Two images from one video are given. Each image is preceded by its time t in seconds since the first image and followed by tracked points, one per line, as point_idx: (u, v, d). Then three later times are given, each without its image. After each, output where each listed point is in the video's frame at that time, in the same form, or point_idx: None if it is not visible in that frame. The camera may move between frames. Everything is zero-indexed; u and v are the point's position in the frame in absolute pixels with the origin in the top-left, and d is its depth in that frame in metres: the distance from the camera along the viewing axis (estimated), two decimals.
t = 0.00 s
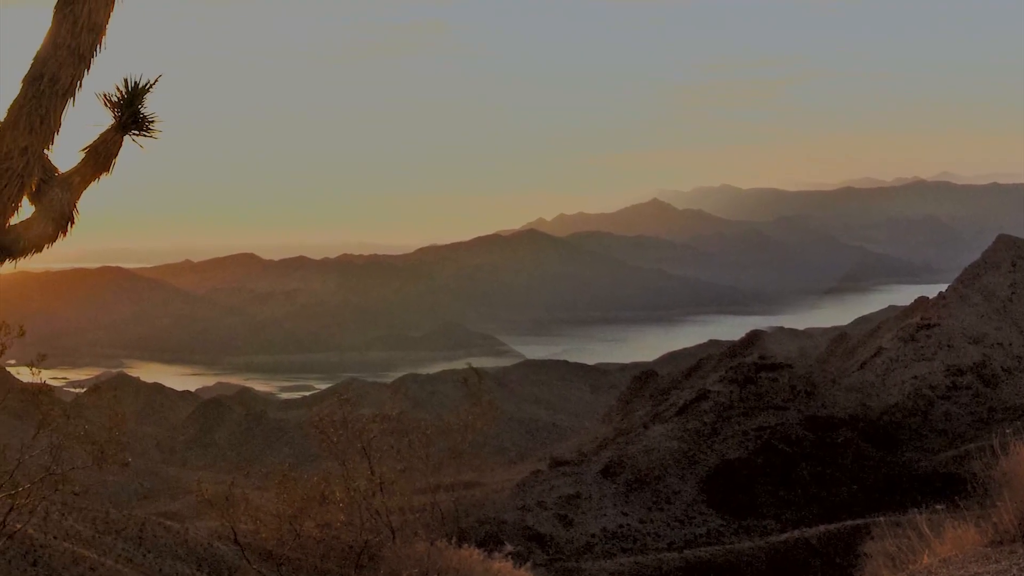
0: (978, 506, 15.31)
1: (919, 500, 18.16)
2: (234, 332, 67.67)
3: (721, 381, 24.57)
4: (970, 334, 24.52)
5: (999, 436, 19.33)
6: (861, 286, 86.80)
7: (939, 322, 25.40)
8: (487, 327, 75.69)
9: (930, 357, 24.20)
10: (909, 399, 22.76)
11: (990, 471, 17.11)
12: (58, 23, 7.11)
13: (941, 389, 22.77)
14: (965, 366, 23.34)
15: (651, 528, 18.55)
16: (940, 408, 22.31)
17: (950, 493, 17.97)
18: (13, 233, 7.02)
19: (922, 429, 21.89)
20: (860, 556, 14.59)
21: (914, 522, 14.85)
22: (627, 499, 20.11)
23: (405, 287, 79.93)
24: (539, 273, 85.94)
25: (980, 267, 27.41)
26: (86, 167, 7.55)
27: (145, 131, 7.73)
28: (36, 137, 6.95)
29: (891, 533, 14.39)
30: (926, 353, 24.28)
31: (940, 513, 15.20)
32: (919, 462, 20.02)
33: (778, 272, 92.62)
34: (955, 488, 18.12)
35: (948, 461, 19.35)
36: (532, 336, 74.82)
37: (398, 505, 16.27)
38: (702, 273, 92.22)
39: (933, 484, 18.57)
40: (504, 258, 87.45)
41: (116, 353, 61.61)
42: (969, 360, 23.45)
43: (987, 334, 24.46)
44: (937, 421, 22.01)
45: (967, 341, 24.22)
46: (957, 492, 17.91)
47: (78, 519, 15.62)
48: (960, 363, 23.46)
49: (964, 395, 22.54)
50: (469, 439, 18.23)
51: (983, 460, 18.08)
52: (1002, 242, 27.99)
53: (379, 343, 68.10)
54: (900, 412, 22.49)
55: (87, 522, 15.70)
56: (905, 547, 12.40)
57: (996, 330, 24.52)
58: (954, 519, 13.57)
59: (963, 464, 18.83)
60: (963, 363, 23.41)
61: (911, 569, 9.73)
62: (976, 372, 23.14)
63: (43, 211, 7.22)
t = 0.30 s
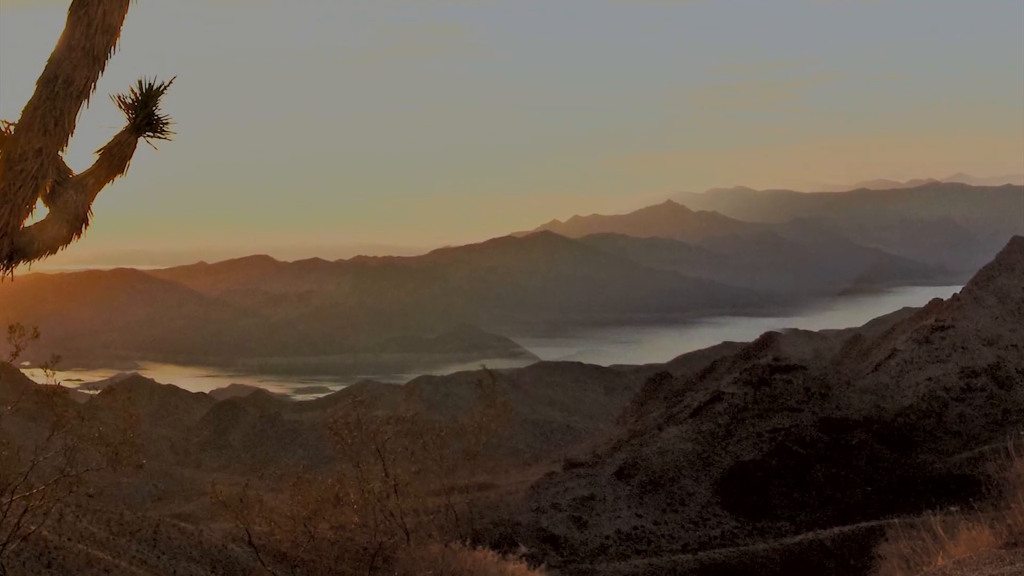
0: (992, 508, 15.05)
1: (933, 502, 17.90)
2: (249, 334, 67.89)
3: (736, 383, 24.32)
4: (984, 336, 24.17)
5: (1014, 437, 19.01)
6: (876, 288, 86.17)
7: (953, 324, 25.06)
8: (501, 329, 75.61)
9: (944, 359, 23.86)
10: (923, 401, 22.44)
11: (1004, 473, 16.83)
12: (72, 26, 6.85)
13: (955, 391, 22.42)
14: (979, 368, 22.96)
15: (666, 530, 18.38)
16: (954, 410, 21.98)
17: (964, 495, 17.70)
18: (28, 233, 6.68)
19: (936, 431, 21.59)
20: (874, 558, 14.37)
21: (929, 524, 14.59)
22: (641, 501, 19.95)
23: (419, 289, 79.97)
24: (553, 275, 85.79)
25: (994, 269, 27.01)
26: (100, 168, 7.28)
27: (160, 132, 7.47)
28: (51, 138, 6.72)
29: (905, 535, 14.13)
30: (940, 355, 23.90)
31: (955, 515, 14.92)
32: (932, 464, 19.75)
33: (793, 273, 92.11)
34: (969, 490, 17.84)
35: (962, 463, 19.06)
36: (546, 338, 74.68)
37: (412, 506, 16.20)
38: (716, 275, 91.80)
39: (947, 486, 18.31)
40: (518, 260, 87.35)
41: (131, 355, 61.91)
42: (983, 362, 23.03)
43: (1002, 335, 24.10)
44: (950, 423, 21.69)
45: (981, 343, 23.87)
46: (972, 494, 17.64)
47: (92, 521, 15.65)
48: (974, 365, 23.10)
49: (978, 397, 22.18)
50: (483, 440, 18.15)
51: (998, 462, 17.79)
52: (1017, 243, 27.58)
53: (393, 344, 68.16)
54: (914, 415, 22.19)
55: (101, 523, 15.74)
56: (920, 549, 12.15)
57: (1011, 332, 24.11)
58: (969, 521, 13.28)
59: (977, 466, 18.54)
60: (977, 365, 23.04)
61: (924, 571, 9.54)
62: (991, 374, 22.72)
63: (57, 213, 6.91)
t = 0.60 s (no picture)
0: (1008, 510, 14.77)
1: (948, 504, 17.63)
2: (263, 335, 68.09)
3: (751, 385, 24.08)
4: (999, 337, 23.77)
5: None
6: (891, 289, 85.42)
7: (968, 325, 24.66)
8: (515, 331, 75.48)
9: (958, 360, 23.48)
10: (938, 402, 22.07)
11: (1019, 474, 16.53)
12: (86, 27, 6.73)
13: (970, 393, 22.01)
14: (994, 369, 22.50)
15: (681, 532, 18.21)
16: (969, 411, 21.59)
17: (979, 497, 17.44)
18: (41, 234, 6.61)
19: (951, 433, 21.26)
20: (888, 559, 14.14)
21: (943, 526, 14.34)
22: (656, 502, 19.79)
23: (433, 291, 80.00)
24: (567, 278, 85.66)
25: (1009, 270, 26.60)
26: (116, 169, 7.17)
27: (174, 134, 7.37)
28: (64, 140, 6.61)
29: (919, 536, 13.88)
30: (955, 357, 23.53)
31: (970, 517, 14.64)
32: (947, 465, 19.46)
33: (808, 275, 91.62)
34: (983, 492, 17.57)
35: (977, 464, 18.75)
36: (560, 340, 74.52)
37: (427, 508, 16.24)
38: (731, 277, 91.43)
39: (961, 488, 18.04)
40: (532, 262, 87.29)
41: (145, 357, 62.21)
42: (997, 364, 22.59)
43: (1016, 337, 23.68)
44: (966, 424, 21.34)
45: (996, 344, 23.46)
46: (986, 495, 17.36)
47: (107, 522, 15.68)
48: (989, 366, 22.67)
49: (993, 398, 21.72)
50: (499, 442, 18.03)
51: (1012, 463, 17.50)
52: None
53: (407, 345, 68.11)
54: (929, 416, 21.86)
55: (115, 525, 15.76)
56: (935, 552, 11.91)
57: None
58: (984, 523, 13.01)
59: (992, 467, 18.25)
60: (992, 367, 22.58)
61: (937, 573, 9.35)
62: (1005, 375, 22.25)
63: (72, 214, 6.83)
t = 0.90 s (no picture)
0: None
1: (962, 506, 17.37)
2: (278, 337, 68.27)
3: (765, 386, 23.82)
4: (1014, 339, 23.40)
5: None
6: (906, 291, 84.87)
7: (983, 328, 24.30)
8: (529, 333, 75.38)
9: (973, 362, 23.12)
10: (952, 404, 21.68)
11: None
12: (100, 29, 6.42)
13: (984, 395, 21.60)
14: (1008, 372, 22.08)
15: (695, 534, 18.01)
16: (983, 414, 21.14)
17: (994, 499, 17.15)
18: (55, 237, 6.40)
19: (965, 435, 20.84)
20: (902, 562, 13.89)
21: (959, 527, 14.07)
22: (670, 504, 19.62)
23: (448, 292, 80.01)
24: (581, 279, 85.50)
25: None
26: (129, 171, 6.92)
27: (189, 137, 7.03)
28: (79, 142, 6.34)
29: (934, 538, 13.64)
30: (969, 359, 23.18)
31: (985, 518, 14.37)
32: (962, 467, 19.15)
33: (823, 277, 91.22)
34: (999, 493, 17.27)
35: (992, 466, 18.45)
36: (574, 341, 74.34)
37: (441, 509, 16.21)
38: (745, 279, 91.06)
39: (976, 490, 17.76)
40: (546, 264, 87.20)
41: (160, 358, 62.46)
42: (1012, 366, 22.23)
43: None
44: (979, 427, 20.91)
45: (1011, 347, 23.09)
46: (1002, 497, 17.06)
47: (121, 524, 15.69)
48: (1003, 368, 22.30)
49: (1008, 401, 21.24)
50: (513, 444, 17.92)
51: None
52: None
53: (422, 347, 68.06)
54: (943, 417, 21.46)
55: (130, 527, 15.76)
56: (949, 553, 11.72)
57: None
58: (1000, 525, 12.76)
59: (1007, 469, 17.94)
60: (1006, 368, 22.19)
61: (950, 575, 9.22)
62: (1020, 377, 21.82)
63: (86, 217, 6.60)
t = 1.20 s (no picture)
0: None
1: (976, 507, 17.12)
2: (292, 339, 68.44)
3: (779, 388, 23.64)
4: None
5: None
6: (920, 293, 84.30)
7: (997, 329, 23.99)
8: (543, 334, 75.27)
9: (987, 364, 22.82)
10: (966, 406, 21.33)
11: None
12: (115, 31, 6.30)
13: (998, 397, 21.29)
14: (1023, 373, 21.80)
15: (709, 535, 17.81)
16: (998, 416, 20.70)
17: (1009, 500, 16.89)
18: (69, 238, 6.31)
19: (979, 437, 20.40)
20: (916, 563, 13.64)
21: (973, 529, 13.83)
22: (684, 506, 19.44)
23: (462, 294, 79.98)
24: (595, 281, 85.33)
25: None
26: (144, 173, 6.79)
27: (204, 139, 6.92)
28: (94, 144, 6.21)
29: (948, 540, 13.41)
30: (984, 360, 22.85)
31: (1000, 520, 14.12)
32: (977, 469, 18.88)
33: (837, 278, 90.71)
34: (1013, 495, 17.01)
35: (1006, 467, 18.18)
36: (588, 343, 74.17)
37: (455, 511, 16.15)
38: (760, 281, 90.64)
39: (990, 491, 17.50)
40: (560, 266, 87.08)
41: (174, 360, 62.70)
42: None
43: None
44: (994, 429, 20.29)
45: None
46: (1016, 498, 16.80)
47: (135, 526, 15.70)
48: (1018, 370, 22.00)
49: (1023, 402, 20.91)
50: (527, 446, 17.82)
51: None
52: None
53: (437, 349, 68.02)
54: (957, 419, 21.11)
55: (144, 529, 15.78)
56: (963, 555, 11.51)
57: None
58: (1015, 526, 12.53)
59: (1021, 470, 17.66)
60: (1021, 370, 21.90)
61: None
62: None
63: (100, 218, 6.48)
